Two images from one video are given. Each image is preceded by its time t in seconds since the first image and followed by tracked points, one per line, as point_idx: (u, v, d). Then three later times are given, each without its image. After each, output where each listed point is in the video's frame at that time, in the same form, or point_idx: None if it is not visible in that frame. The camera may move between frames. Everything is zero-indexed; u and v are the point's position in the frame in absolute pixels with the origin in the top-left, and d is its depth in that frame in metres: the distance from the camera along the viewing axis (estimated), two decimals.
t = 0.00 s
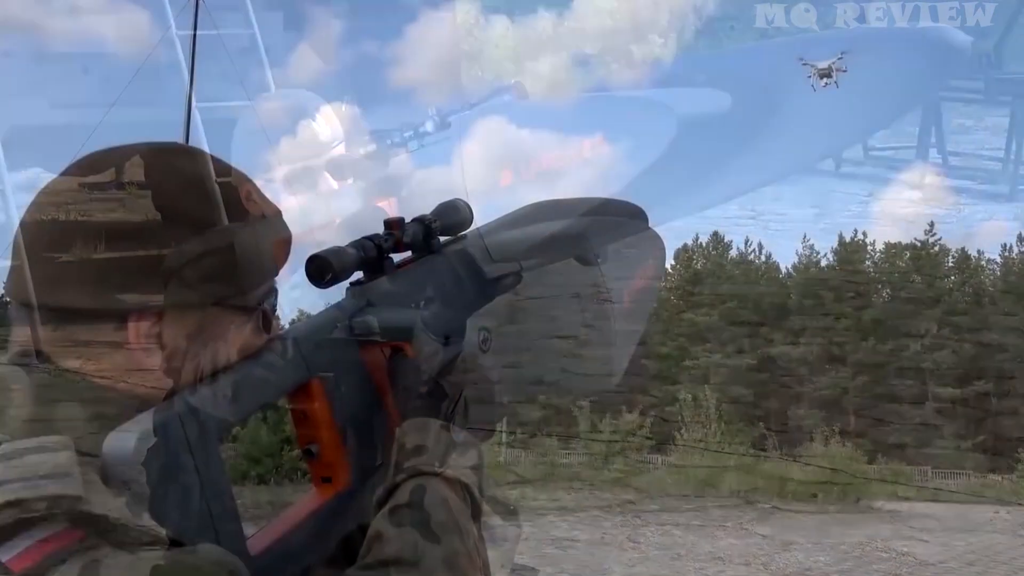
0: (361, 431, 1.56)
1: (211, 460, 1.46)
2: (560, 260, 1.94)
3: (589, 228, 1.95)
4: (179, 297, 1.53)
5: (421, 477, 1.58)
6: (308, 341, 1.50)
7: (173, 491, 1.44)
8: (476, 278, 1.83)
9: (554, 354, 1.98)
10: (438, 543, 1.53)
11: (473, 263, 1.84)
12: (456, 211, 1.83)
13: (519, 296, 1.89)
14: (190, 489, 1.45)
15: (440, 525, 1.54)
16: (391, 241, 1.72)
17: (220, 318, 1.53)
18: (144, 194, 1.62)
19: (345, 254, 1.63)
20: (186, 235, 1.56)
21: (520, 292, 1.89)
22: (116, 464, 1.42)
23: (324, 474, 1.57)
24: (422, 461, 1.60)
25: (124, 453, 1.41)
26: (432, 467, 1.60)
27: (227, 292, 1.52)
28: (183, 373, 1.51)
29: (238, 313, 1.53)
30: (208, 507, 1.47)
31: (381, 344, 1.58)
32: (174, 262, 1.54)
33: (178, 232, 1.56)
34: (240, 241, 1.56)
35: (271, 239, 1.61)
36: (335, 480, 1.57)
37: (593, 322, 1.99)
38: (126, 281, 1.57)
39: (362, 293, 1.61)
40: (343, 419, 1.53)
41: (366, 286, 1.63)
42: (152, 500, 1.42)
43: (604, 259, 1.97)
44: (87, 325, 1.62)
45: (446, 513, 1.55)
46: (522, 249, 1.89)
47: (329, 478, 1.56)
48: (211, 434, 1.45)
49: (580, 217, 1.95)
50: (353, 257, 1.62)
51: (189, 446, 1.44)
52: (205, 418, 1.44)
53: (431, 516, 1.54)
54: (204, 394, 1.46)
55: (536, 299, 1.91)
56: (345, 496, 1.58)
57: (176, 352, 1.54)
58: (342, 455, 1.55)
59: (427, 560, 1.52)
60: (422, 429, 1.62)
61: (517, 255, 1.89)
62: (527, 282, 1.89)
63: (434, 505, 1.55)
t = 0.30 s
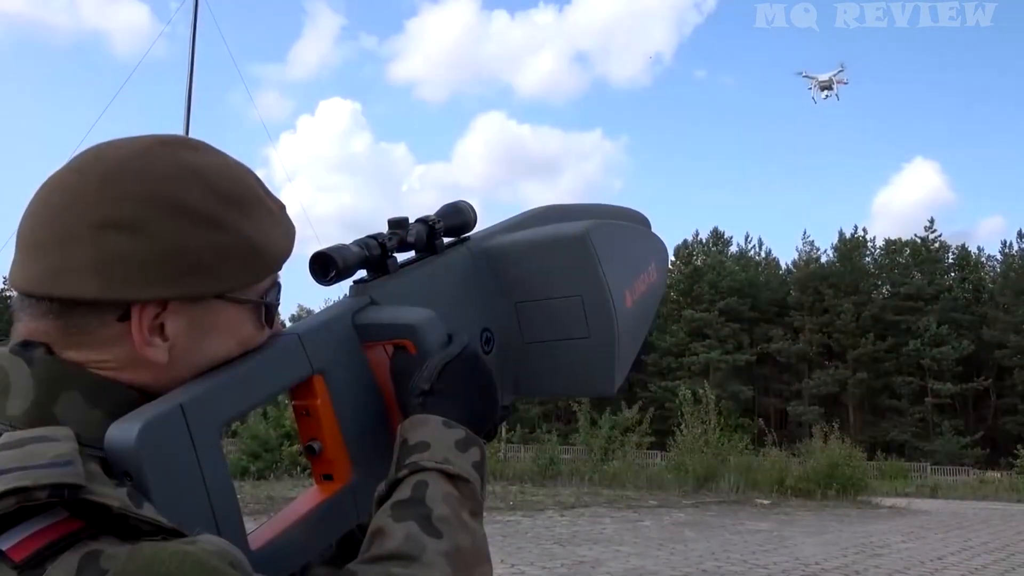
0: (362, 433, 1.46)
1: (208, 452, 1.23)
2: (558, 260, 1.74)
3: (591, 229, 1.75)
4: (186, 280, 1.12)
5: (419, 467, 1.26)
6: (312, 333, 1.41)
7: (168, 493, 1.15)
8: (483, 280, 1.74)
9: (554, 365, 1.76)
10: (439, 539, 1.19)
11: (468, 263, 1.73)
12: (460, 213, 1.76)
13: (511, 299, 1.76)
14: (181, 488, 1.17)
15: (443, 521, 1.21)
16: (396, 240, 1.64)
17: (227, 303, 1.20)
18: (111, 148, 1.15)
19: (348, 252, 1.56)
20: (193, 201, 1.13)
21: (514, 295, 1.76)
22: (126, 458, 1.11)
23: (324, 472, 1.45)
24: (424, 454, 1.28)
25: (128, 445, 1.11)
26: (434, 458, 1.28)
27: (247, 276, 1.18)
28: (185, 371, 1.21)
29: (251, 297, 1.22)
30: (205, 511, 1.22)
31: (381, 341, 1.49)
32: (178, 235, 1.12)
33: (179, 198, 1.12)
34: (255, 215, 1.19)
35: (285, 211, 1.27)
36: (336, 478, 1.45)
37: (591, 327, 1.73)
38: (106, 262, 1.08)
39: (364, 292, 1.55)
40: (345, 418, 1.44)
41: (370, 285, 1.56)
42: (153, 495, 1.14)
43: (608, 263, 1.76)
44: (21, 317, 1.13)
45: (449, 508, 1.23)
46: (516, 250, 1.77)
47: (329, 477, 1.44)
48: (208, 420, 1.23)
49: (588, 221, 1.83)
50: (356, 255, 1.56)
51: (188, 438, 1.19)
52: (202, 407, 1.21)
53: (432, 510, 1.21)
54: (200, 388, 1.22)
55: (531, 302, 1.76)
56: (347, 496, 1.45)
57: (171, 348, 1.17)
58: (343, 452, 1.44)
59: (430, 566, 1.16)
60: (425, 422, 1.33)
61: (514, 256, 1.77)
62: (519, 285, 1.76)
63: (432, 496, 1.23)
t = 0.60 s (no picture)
0: (363, 430, 1.46)
1: (209, 446, 1.23)
2: (558, 260, 1.74)
3: (591, 229, 1.75)
4: (190, 273, 1.12)
5: (420, 463, 1.26)
6: (313, 330, 1.41)
7: (169, 486, 1.15)
8: (484, 280, 1.74)
9: (556, 365, 1.76)
10: (439, 533, 1.18)
11: (468, 263, 1.73)
12: (461, 212, 1.76)
13: (511, 299, 1.76)
14: (182, 481, 1.18)
15: (443, 515, 1.20)
16: (397, 239, 1.64)
17: (229, 296, 1.19)
18: (115, 141, 1.15)
19: (349, 249, 1.55)
20: (197, 196, 1.13)
21: (514, 296, 1.76)
22: (127, 451, 1.11)
23: (325, 468, 1.45)
24: (424, 449, 1.28)
25: (129, 437, 1.11)
26: (434, 453, 1.28)
27: (250, 270, 1.18)
28: (187, 363, 1.21)
29: (253, 291, 1.22)
30: (206, 504, 1.22)
31: (381, 338, 1.49)
32: (182, 229, 1.11)
33: (184, 192, 1.12)
34: (258, 211, 1.19)
35: (288, 207, 1.27)
36: (336, 475, 1.45)
37: (591, 327, 1.73)
38: (110, 254, 1.08)
39: (365, 289, 1.54)
40: (346, 415, 1.44)
41: (371, 282, 1.56)
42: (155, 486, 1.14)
43: (607, 263, 1.76)
44: (24, 309, 1.13)
45: (450, 502, 1.22)
46: (516, 250, 1.77)
47: (329, 473, 1.45)
48: (209, 413, 1.23)
49: (587, 221, 1.83)
50: (358, 251, 1.55)
51: (189, 430, 1.20)
52: (203, 400, 1.21)
53: (432, 504, 1.21)
54: (200, 382, 1.21)
55: (531, 302, 1.75)
56: (347, 493, 1.45)
57: (173, 340, 1.17)
58: (344, 449, 1.44)
59: (430, 560, 1.15)
60: (425, 418, 1.32)
61: (514, 256, 1.77)
62: (519, 285, 1.76)
63: (432, 491, 1.23)
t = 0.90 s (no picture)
0: (360, 423, 1.46)
1: (208, 437, 1.23)
2: (557, 261, 1.74)
3: (590, 230, 1.75)
4: (189, 262, 1.12)
5: (417, 454, 1.25)
6: (312, 323, 1.41)
7: (167, 475, 1.15)
8: (482, 279, 1.74)
9: (554, 365, 1.77)
10: (437, 523, 1.18)
11: (467, 262, 1.73)
12: (460, 213, 1.76)
13: (509, 299, 1.76)
14: (181, 471, 1.18)
15: (440, 506, 1.20)
16: (396, 236, 1.64)
17: (228, 286, 1.19)
18: (117, 130, 1.15)
19: (348, 245, 1.55)
20: (197, 185, 1.13)
21: (513, 296, 1.76)
22: (125, 438, 1.11)
23: (322, 462, 1.46)
24: (421, 441, 1.28)
25: (128, 424, 1.11)
26: (432, 445, 1.27)
27: (250, 260, 1.18)
28: (186, 351, 1.21)
29: (253, 282, 1.22)
30: (204, 494, 1.22)
31: (379, 333, 1.49)
32: (183, 219, 1.11)
33: (185, 182, 1.12)
34: (260, 201, 1.19)
35: (287, 199, 1.27)
36: (332, 469, 1.45)
37: (589, 328, 1.74)
38: (111, 241, 1.08)
39: (365, 286, 1.54)
40: (344, 408, 1.44)
41: (370, 279, 1.56)
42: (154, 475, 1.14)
43: (605, 264, 1.76)
44: (25, 296, 1.13)
45: (446, 493, 1.22)
46: (515, 251, 1.77)
47: (326, 467, 1.45)
48: (208, 404, 1.23)
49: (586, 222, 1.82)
50: (356, 247, 1.55)
51: (189, 420, 1.19)
52: (203, 390, 1.21)
53: (429, 495, 1.21)
54: (200, 371, 1.21)
55: (529, 303, 1.76)
56: (343, 486, 1.45)
57: (172, 329, 1.17)
58: (341, 442, 1.44)
59: (426, 550, 1.15)
60: (423, 410, 1.32)
61: (513, 256, 1.77)
62: (517, 284, 1.76)
63: (429, 483, 1.22)
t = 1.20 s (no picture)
0: (360, 416, 1.47)
1: (208, 426, 1.24)
2: (556, 261, 1.75)
3: (589, 230, 1.76)
4: (191, 251, 1.12)
5: (415, 445, 1.25)
6: (313, 315, 1.42)
7: (167, 463, 1.16)
8: (482, 278, 1.76)
9: (553, 364, 1.79)
10: (434, 512, 1.18)
11: (468, 262, 1.74)
12: (460, 212, 1.78)
13: (509, 298, 1.77)
14: (180, 460, 1.18)
15: (438, 495, 1.20)
16: (397, 233, 1.65)
17: (230, 276, 1.20)
18: (122, 120, 1.15)
19: (349, 240, 1.56)
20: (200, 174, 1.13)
21: (512, 295, 1.77)
22: (126, 421, 1.12)
23: (320, 455, 1.47)
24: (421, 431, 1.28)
25: (128, 409, 1.11)
26: (432, 435, 1.27)
27: (252, 251, 1.18)
28: (187, 341, 1.21)
29: (255, 272, 1.23)
30: (204, 485, 1.23)
31: (380, 328, 1.49)
32: (186, 208, 1.12)
33: (188, 171, 1.12)
34: (262, 192, 1.19)
35: (290, 192, 1.27)
36: (332, 462, 1.46)
37: (588, 328, 1.75)
38: (115, 228, 1.08)
39: (366, 280, 1.55)
40: (344, 400, 1.45)
41: (370, 274, 1.57)
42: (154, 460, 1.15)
43: (604, 265, 1.77)
44: (28, 283, 1.14)
45: (444, 483, 1.22)
46: (515, 251, 1.78)
47: (325, 460, 1.46)
48: (208, 394, 1.23)
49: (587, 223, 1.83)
50: (357, 243, 1.56)
51: (189, 409, 1.20)
52: (204, 379, 1.22)
53: (428, 485, 1.21)
54: (201, 359, 1.22)
55: (528, 302, 1.77)
56: (343, 479, 1.46)
57: (174, 318, 1.17)
58: (340, 436, 1.45)
59: (425, 538, 1.15)
60: (422, 402, 1.32)
61: (513, 257, 1.78)
62: (517, 284, 1.78)
63: (426, 473, 1.22)
